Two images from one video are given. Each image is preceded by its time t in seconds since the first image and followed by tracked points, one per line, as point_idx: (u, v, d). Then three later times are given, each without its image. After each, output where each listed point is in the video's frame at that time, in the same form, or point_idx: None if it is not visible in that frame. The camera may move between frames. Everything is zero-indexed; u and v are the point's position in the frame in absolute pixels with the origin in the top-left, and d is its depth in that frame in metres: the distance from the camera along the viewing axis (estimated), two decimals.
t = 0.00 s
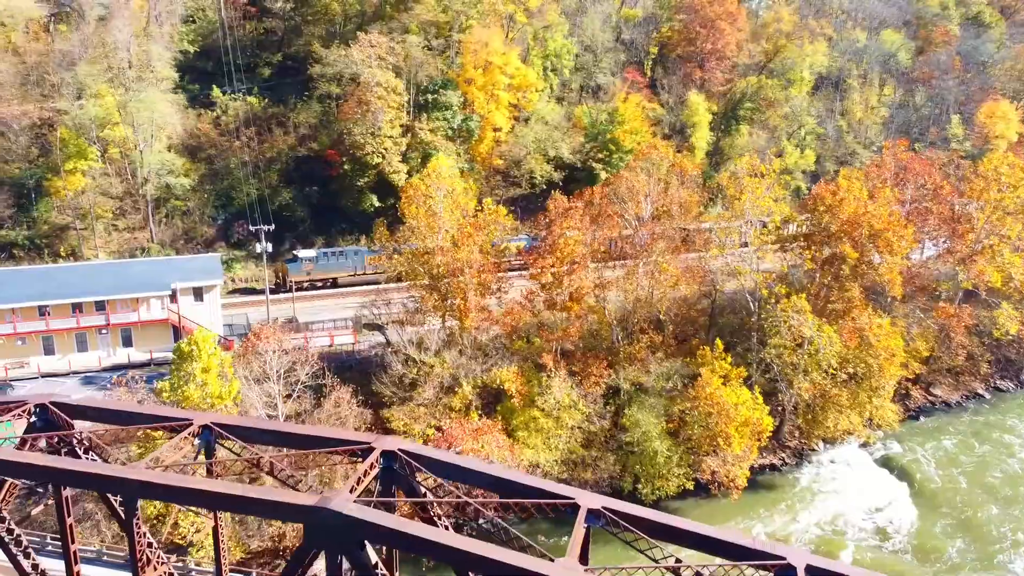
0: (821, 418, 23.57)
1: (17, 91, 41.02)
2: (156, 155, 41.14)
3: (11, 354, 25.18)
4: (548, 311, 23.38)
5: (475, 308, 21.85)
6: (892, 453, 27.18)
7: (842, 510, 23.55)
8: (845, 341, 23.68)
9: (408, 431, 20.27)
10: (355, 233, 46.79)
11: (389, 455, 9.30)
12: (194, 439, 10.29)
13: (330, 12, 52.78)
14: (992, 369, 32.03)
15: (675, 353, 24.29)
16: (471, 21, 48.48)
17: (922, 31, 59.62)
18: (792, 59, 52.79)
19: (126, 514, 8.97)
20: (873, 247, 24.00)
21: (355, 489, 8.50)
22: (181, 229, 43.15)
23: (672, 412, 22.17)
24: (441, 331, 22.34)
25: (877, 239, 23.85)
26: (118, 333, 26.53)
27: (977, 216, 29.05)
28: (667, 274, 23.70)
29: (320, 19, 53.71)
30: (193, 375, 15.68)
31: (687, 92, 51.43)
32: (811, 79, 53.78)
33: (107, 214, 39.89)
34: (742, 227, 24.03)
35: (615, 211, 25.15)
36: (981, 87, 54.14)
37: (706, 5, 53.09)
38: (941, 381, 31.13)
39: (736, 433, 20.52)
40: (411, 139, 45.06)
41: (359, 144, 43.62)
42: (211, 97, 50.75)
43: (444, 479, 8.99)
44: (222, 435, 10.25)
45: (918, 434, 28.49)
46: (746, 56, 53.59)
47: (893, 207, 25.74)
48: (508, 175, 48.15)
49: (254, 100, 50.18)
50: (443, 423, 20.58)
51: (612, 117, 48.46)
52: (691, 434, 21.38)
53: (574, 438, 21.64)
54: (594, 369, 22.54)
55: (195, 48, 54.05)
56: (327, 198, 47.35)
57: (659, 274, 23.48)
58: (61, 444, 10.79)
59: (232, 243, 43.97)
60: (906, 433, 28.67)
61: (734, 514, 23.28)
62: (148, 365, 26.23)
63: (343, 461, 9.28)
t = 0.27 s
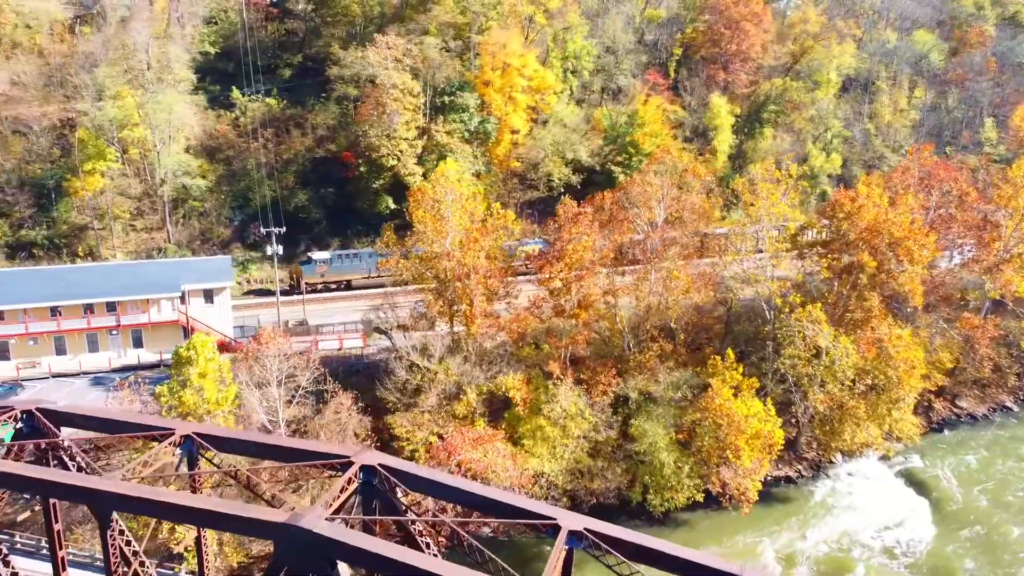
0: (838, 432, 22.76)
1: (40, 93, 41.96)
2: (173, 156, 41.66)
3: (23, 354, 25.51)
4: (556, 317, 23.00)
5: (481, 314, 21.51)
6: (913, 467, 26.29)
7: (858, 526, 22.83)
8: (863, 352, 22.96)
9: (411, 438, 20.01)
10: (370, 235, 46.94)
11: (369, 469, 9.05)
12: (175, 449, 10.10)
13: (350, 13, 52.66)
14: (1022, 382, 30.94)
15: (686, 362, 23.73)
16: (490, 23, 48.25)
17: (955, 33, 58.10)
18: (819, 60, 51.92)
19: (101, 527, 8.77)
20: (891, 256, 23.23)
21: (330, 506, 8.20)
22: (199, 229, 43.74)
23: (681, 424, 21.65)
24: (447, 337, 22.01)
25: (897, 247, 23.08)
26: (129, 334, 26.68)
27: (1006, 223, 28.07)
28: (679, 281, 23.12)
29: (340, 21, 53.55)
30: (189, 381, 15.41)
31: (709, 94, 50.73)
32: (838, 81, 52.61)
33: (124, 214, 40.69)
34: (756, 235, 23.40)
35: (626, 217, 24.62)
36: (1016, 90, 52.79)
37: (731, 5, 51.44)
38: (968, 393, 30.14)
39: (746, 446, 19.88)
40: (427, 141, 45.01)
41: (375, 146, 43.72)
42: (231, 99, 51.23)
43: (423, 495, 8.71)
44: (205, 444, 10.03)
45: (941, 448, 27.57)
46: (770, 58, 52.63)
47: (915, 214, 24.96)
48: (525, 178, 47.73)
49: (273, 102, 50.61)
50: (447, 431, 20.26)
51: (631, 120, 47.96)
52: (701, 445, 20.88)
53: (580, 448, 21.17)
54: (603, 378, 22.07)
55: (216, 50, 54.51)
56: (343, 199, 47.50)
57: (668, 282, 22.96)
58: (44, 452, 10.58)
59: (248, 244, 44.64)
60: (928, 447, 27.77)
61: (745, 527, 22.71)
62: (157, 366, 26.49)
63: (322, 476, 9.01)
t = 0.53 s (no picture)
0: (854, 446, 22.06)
1: (62, 95, 42.68)
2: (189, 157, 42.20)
3: (36, 354, 26.03)
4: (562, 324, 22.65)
5: (487, 320, 21.18)
6: (933, 481, 25.45)
7: (873, 543, 22.12)
8: (878, 363, 22.32)
9: (413, 445, 19.74)
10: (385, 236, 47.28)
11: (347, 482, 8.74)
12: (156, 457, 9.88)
13: (370, 14, 52.55)
14: None
15: (696, 372, 23.20)
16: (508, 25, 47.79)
17: (990, 33, 56.48)
18: (846, 62, 50.59)
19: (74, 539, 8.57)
20: (910, 265, 22.51)
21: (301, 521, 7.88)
22: (215, 230, 44.75)
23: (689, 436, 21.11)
24: (451, 343, 21.71)
25: (917, 257, 22.32)
26: (140, 335, 27.08)
27: None
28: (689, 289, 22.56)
29: (359, 21, 53.69)
30: (185, 386, 15.18)
31: (732, 97, 50.07)
32: (866, 83, 51.46)
33: (141, 214, 41.88)
34: (769, 243, 22.75)
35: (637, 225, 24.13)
36: None
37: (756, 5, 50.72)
38: (993, 406, 29.29)
39: (755, 459, 19.31)
40: (442, 144, 44.99)
41: (390, 148, 43.72)
42: (250, 100, 51.71)
43: (400, 511, 8.37)
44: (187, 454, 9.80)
45: (963, 462, 26.71)
46: (795, 61, 51.21)
47: (934, 222, 24.22)
48: (542, 180, 47.71)
49: (292, 104, 50.99)
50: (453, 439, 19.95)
51: (651, 121, 47.65)
52: (710, 456, 20.38)
53: (586, 458, 20.73)
54: (610, 386, 21.65)
55: (237, 51, 54.92)
56: (358, 201, 48.00)
57: (677, 290, 22.53)
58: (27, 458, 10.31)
59: (263, 245, 45.63)
60: (948, 460, 26.91)
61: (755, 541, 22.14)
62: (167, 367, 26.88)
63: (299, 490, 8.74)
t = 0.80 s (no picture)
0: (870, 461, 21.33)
1: (84, 95, 44.85)
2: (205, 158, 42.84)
3: (49, 353, 26.69)
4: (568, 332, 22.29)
5: (491, 327, 20.85)
6: (955, 498, 24.56)
7: (887, 561, 21.41)
8: (895, 376, 21.62)
9: (414, 452, 19.45)
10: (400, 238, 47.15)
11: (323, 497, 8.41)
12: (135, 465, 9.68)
13: (390, 16, 52.50)
14: None
15: (707, 381, 22.64)
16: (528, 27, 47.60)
17: None
18: (873, 64, 49.44)
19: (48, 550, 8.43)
20: (929, 276, 21.68)
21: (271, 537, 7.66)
22: (232, 231, 45.22)
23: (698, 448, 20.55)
24: (456, 348, 21.44)
25: (937, 267, 21.52)
26: (151, 336, 27.49)
27: None
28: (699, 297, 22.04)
29: (378, 24, 53.72)
30: (181, 391, 15.23)
31: (755, 99, 49.28)
32: (895, 85, 50.26)
33: (158, 215, 42.72)
34: (782, 251, 22.08)
35: (648, 231, 23.68)
36: None
37: (781, 6, 50.10)
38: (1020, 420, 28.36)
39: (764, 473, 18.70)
40: (458, 146, 44.86)
41: (405, 151, 43.65)
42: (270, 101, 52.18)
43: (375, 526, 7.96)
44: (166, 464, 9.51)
45: (989, 479, 25.72)
46: (826, 61, 50.37)
47: (956, 231, 23.43)
48: (559, 184, 47.23)
49: (311, 106, 51.40)
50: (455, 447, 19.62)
51: (672, 125, 47.21)
52: (718, 469, 19.78)
53: (590, 468, 20.28)
54: (617, 396, 21.21)
55: (258, 53, 55.52)
56: (374, 202, 47.90)
57: (686, 298, 22.05)
58: (9, 464, 10.15)
59: (279, 246, 45.65)
60: (971, 476, 26.00)
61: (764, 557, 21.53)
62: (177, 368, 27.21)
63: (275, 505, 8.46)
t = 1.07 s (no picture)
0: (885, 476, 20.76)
1: (105, 97, 46.06)
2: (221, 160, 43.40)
3: (61, 353, 27.12)
4: (574, 340, 22.03)
5: (495, 334, 20.59)
6: (976, 515, 23.79)
7: None
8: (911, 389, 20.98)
9: (415, 459, 19.23)
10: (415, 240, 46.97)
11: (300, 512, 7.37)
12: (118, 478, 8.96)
13: (409, 18, 52.31)
14: None
15: (717, 392, 22.17)
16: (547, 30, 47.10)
17: None
18: (902, 66, 48.40)
19: None
20: (946, 287, 21.02)
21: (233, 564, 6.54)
22: (249, 233, 45.57)
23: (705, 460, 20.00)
24: (459, 355, 21.22)
25: (957, 277, 20.75)
26: (161, 337, 27.84)
27: None
28: (707, 306, 21.72)
29: (398, 26, 53.59)
30: (178, 397, 15.09)
31: (778, 102, 48.39)
32: (924, 88, 49.01)
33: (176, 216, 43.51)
34: (793, 260, 21.65)
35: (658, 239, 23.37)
36: None
37: (807, 7, 49.20)
38: None
39: (772, 488, 18.15)
40: (473, 149, 44.70)
41: (420, 154, 43.61)
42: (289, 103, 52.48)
43: (354, 545, 6.98)
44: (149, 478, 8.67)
45: (1012, 498, 24.83)
46: (853, 64, 49.51)
47: (979, 241, 22.65)
48: (576, 187, 46.40)
49: (329, 108, 51.70)
50: (457, 454, 19.36)
51: (691, 128, 46.01)
52: (726, 482, 19.26)
53: (595, 478, 19.90)
54: (623, 406, 20.86)
55: (278, 55, 56.00)
56: (389, 205, 47.89)
57: (694, 307, 21.76)
58: None
59: (294, 249, 45.59)
60: (993, 493, 25.14)
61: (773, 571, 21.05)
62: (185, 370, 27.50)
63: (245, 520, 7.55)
